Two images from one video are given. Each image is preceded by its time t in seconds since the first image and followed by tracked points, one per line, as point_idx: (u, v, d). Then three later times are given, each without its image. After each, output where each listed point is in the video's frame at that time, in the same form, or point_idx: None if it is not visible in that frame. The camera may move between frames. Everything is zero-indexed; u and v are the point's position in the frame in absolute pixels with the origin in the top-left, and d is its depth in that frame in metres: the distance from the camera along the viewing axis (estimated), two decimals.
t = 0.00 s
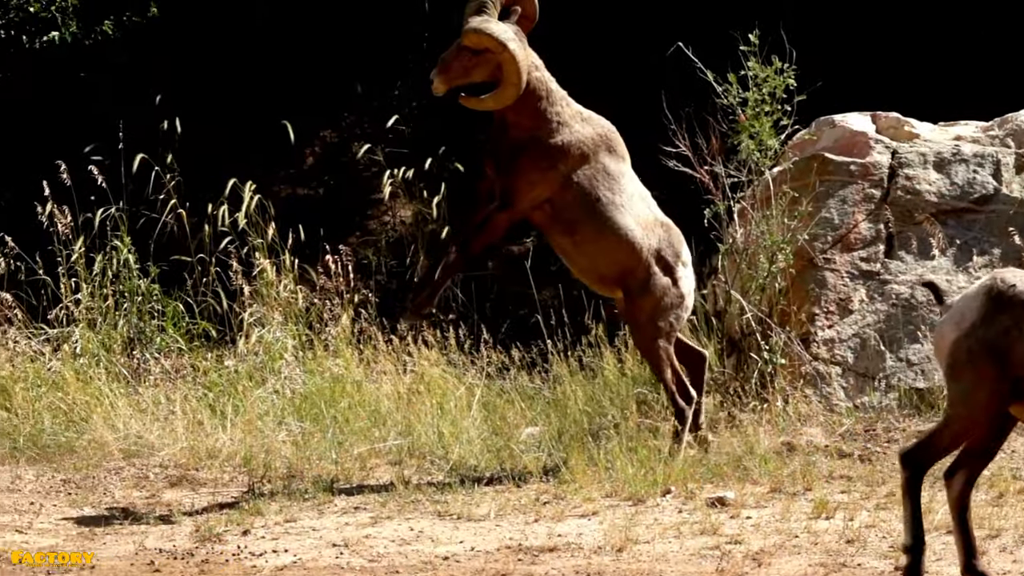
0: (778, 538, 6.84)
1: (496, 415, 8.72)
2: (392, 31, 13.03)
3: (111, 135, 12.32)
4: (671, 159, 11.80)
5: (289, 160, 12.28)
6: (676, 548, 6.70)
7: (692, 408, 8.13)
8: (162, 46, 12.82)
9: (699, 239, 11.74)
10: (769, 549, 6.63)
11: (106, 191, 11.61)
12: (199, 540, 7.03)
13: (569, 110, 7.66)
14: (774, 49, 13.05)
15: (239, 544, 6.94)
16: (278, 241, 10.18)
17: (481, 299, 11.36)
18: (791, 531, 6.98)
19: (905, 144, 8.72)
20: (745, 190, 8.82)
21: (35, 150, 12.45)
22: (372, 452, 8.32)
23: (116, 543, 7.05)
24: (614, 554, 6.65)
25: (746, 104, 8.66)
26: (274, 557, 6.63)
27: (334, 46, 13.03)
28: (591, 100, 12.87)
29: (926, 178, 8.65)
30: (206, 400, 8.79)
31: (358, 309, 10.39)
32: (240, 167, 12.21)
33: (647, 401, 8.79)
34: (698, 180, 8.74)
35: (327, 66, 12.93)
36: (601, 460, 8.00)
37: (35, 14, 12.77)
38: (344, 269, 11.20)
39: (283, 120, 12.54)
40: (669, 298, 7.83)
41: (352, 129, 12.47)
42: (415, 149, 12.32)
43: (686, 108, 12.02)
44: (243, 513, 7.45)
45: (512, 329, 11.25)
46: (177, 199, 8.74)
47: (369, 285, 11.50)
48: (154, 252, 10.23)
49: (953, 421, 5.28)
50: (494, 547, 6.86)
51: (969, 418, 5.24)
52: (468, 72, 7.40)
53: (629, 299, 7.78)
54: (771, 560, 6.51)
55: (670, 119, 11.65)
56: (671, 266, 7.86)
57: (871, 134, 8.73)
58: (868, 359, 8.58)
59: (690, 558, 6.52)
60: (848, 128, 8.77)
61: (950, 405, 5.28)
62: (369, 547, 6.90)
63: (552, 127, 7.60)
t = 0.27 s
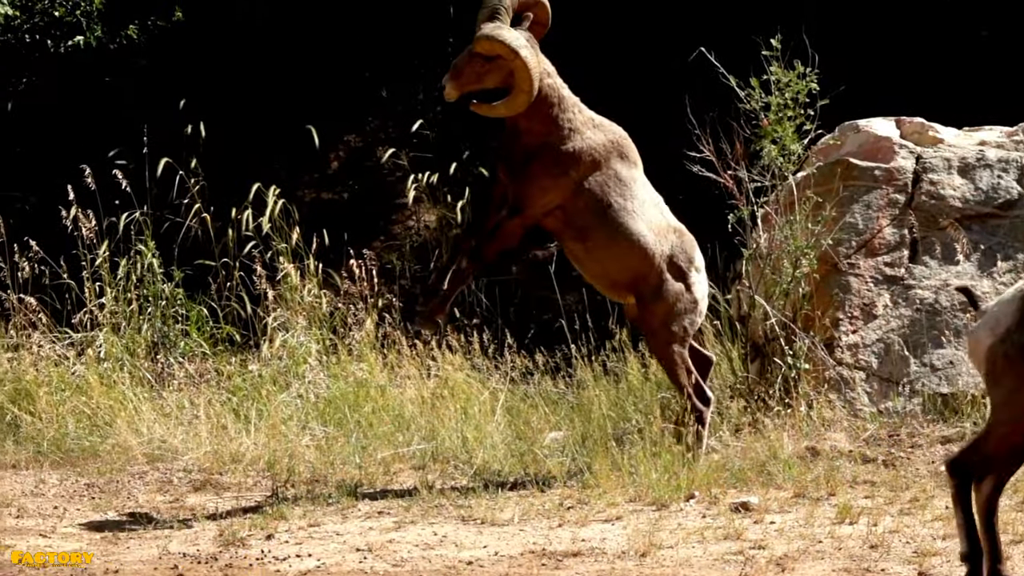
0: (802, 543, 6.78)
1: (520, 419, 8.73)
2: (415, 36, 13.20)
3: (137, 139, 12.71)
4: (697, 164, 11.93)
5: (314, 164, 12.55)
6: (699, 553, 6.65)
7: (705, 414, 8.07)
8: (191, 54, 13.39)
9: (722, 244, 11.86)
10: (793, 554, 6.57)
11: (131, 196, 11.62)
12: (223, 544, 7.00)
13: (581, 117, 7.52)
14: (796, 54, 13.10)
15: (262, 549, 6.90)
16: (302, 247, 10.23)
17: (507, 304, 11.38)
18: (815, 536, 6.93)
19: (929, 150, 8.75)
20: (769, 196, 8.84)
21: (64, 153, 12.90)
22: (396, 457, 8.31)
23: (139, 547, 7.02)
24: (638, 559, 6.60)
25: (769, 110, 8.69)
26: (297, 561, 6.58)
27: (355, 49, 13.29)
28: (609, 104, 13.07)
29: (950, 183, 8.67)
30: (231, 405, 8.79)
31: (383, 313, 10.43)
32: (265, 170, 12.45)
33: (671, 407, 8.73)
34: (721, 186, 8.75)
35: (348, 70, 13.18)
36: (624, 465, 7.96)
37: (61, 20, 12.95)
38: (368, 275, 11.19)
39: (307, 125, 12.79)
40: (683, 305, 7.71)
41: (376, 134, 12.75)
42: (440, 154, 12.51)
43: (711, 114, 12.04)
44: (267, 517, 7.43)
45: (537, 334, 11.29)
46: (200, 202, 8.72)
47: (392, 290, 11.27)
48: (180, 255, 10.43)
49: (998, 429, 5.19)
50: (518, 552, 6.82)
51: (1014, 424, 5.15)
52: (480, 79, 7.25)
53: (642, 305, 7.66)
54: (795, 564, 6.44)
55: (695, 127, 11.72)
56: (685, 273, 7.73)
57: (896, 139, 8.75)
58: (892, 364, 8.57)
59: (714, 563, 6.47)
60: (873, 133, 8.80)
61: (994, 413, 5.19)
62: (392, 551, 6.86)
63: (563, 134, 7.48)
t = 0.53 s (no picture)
0: (819, 549, 6.74)
1: (537, 424, 8.73)
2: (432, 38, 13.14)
3: (155, 143, 12.64)
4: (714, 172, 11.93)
5: (333, 169, 12.51)
6: (716, 559, 6.61)
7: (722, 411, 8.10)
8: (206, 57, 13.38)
9: (739, 249, 11.94)
10: (810, 560, 6.52)
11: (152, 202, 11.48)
12: (240, 549, 6.98)
13: (585, 124, 7.37)
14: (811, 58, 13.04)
15: (279, 554, 6.88)
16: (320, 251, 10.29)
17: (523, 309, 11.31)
18: (832, 542, 6.90)
19: (948, 156, 8.73)
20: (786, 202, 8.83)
21: (82, 158, 12.86)
22: (413, 462, 8.32)
23: (156, 552, 7.01)
24: (655, 565, 6.57)
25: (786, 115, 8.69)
26: (313, 566, 6.56)
27: (372, 50, 13.21)
28: (613, 112, 13.09)
29: (968, 190, 8.65)
30: (248, 409, 8.80)
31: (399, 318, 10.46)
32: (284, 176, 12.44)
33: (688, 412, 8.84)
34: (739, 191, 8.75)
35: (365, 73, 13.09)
36: (641, 470, 7.96)
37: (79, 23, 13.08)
38: (387, 279, 11.13)
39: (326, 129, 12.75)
40: (689, 311, 7.64)
41: (393, 139, 12.64)
42: (457, 159, 12.50)
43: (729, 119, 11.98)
44: (284, 522, 7.43)
45: (555, 340, 11.23)
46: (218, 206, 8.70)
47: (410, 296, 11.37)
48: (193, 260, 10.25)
49: None
50: (534, 557, 6.80)
51: None
52: (484, 87, 7.08)
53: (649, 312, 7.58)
54: (812, 570, 6.39)
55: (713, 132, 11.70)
56: (691, 278, 7.66)
57: (913, 145, 8.74)
58: (909, 370, 8.57)
59: (731, 569, 6.42)
60: (890, 139, 8.77)
61: None
62: (409, 556, 6.83)
63: (568, 142, 7.33)
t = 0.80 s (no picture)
0: (834, 556, 6.70)
1: (553, 431, 8.73)
2: (445, 43, 13.16)
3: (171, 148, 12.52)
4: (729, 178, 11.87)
5: (348, 175, 12.31)
6: (731, 566, 6.57)
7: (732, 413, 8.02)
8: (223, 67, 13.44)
9: (755, 256, 11.61)
10: (826, 567, 6.48)
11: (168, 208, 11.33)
12: (255, 555, 6.95)
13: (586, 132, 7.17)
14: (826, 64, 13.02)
15: (295, 559, 6.85)
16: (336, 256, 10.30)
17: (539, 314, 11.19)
18: (847, 549, 6.86)
19: (964, 163, 8.75)
20: (802, 209, 8.82)
21: (96, 161, 12.71)
22: (429, 467, 8.32)
23: (171, 556, 7.00)
24: (670, 571, 6.53)
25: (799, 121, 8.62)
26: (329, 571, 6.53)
27: (385, 55, 13.25)
28: (614, 122, 12.81)
29: (984, 197, 8.66)
30: (264, 414, 8.81)
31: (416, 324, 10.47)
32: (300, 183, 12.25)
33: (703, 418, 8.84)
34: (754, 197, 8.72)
35: (379, 76, 13.07)
36: (657, 476, 7.96)
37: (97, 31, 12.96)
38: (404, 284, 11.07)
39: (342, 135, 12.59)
40: (695, 319, 7.47)
41: (409, 144, 12.43)
42: (475, 165, 12.24)
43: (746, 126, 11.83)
44: (299, 527, 7.42)
45: (573, 347, 11.11)
46: (235, 213, 8.73)
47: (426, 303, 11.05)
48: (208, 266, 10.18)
49: None
50: (550, 563, 6.76)
51: None
52: (485, 97, 6.88)
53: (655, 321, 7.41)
54: None
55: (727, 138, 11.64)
56: (696, 286, 7.49)
57: (930, 152, 8.76)
58: (925, 377, 8.55)
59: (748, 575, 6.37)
60: (907, 145, 8.80)
61: None
62: (425, 562, 6.79)
63: (570, 151, 7.14)
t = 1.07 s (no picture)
0: (854, 561, 6.67)
1: (573, 436, 8.74)
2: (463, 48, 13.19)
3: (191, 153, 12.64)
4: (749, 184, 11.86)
5: (369, 180, 12.39)
6: (751, 571, 6.53)
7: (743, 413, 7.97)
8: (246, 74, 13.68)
9: (774, 261, 11.51)
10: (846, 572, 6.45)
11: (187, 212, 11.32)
12: (275, 559, 6.94)
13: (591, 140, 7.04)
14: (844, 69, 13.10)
15: (315, 563, 6.83)
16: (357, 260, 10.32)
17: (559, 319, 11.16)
18: (867, 555, 6.83)
19: (984, 168, 8.73)
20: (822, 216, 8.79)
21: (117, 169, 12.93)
22: (449, 472, 8.32)
23: (192, 561, 6.99)
24: None
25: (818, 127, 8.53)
26: None
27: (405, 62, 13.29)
28: (624, 129, 12.98)
29: (1005, 203, 8.65)
30: (283, 419, 8.82)
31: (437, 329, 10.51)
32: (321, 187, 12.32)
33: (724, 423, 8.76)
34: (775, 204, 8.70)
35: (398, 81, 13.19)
36: (676, 481, 7.96)
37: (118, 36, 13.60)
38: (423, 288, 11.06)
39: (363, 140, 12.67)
40: (704, 326, 7.38)
41: (430, 149, 12.54)
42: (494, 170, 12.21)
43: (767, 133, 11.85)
44: (320, 532, 7.41)
45: (591, 351, 11.06)
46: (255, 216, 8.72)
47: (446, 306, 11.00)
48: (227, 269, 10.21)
49: None
50: (569, 568, 6.71)
51: None
52: (491, 107, 6.74)
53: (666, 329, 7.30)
54: None
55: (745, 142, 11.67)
56: (704, 292, 7.40)
57: (950, 157, 8.76)
58: (945, 383, 8.56)
59: None
60: (927, 151, 8.83)
61: None
62: (444, 567, 6.77)
63: (575, 161, 7.01)
